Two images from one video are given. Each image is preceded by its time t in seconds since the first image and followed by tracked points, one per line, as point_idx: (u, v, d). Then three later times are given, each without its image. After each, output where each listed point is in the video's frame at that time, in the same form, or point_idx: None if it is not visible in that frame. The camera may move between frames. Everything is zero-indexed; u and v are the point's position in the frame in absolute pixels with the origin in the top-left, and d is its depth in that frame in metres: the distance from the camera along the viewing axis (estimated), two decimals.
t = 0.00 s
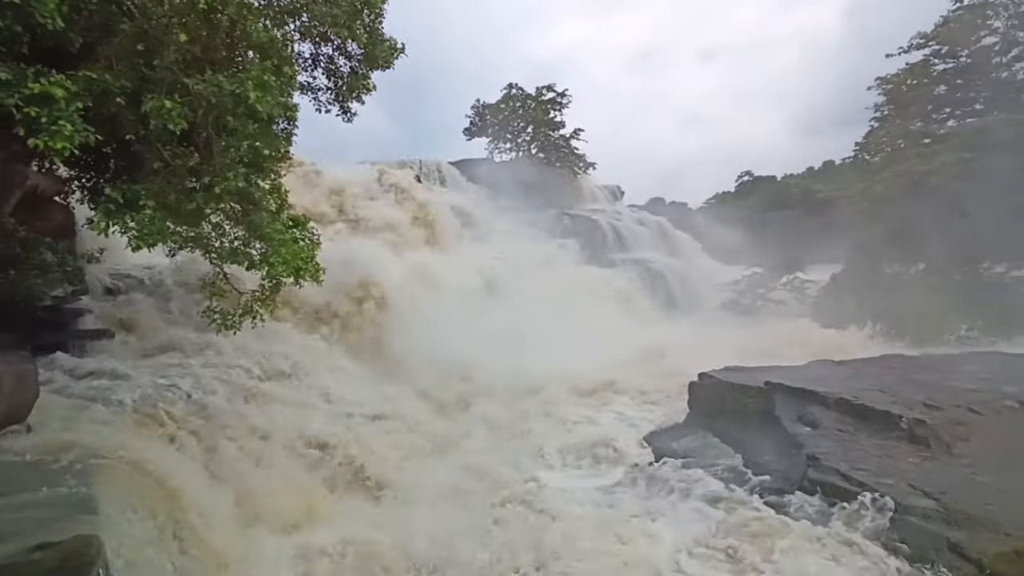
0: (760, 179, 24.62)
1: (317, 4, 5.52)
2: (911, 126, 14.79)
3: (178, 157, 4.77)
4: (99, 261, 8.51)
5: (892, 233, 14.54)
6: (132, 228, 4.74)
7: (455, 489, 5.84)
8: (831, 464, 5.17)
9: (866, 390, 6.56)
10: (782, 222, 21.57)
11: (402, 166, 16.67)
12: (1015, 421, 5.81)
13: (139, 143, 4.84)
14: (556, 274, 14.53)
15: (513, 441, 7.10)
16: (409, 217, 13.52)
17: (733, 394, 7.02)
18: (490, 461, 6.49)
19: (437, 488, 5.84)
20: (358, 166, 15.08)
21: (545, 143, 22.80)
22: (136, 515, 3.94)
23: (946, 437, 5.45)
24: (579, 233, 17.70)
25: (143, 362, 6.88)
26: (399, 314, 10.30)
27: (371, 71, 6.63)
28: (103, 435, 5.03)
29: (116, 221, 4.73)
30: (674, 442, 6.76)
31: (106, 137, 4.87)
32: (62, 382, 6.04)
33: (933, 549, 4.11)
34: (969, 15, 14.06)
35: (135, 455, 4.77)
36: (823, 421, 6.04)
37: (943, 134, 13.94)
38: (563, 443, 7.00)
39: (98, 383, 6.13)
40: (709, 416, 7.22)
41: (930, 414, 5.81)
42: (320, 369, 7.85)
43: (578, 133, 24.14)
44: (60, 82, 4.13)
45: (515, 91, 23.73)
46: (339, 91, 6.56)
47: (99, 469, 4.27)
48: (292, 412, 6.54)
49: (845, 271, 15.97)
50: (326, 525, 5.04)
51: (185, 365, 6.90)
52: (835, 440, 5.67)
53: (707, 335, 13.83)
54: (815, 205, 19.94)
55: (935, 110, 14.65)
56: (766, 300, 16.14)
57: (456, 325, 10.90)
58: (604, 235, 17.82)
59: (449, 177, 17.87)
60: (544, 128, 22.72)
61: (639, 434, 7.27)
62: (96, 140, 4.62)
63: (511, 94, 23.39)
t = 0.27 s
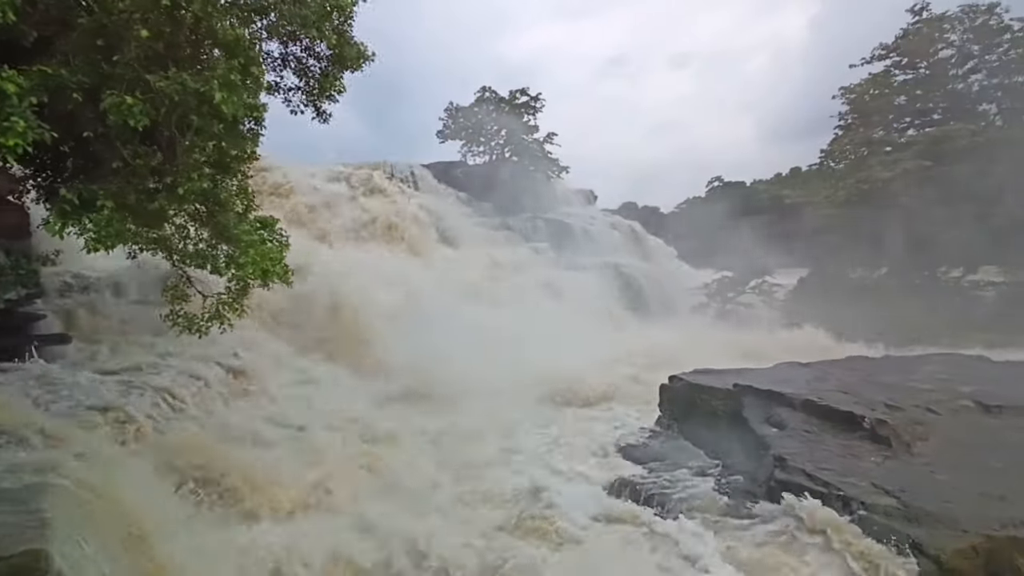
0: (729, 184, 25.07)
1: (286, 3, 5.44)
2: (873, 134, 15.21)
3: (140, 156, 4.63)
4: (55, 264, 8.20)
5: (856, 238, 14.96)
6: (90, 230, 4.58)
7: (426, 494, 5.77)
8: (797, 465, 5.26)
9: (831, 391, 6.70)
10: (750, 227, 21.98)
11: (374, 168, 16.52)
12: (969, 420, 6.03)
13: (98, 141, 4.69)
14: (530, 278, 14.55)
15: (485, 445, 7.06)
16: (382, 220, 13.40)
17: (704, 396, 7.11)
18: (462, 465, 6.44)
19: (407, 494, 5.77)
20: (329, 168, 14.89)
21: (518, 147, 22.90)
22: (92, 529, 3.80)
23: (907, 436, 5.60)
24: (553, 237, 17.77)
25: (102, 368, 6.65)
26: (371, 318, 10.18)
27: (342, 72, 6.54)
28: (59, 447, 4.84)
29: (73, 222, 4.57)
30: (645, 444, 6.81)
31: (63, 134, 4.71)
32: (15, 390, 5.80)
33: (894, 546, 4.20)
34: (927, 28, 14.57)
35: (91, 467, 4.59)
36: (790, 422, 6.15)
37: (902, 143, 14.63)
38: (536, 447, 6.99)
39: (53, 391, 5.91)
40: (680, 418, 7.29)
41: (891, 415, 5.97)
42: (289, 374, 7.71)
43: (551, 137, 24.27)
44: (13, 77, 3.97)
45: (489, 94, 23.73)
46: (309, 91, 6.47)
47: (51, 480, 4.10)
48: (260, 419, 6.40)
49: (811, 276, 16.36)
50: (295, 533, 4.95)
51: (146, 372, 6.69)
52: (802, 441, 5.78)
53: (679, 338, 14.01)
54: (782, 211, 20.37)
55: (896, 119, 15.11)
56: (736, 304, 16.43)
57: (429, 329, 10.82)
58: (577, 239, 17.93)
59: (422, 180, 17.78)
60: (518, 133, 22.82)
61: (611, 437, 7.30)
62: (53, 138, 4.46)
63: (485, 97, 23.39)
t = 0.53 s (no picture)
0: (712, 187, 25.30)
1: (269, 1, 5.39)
2: (854, 139, 15.38)
3: (119, 154, 4.56)
4: (29, 263, 8.02)
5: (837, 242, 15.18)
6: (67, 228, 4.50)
7: (410, 495, 5.74)
8: (778, 465, 5.30)
9: (811, 392, 6.78)
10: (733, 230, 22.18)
11: (358, 167, 16.41)
12: (944, 420, 6.16)
13: (76, 138, 4.61)
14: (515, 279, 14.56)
15: (470, 446, 7.05)
16: (366, 220, 13.31)
17: (687, 397, 7.16)
18: (446, 466, 6.42)
19: (391, 495, 5.73)
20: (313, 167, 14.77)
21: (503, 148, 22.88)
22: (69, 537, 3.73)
23: (884, 437, 5.69)
24: (538, 238, 17.79)
25: (79, 369, 6.52)
26: (355, 318, 10.11)
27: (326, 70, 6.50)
28: (34, 451, 4.74)
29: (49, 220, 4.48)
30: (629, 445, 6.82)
31: (39, 130, 4.62)
32: None
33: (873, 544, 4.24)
34: (906, 36, 14.80)
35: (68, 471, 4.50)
36: (771, 423, 6.21)
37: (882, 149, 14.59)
38: (520, 448, 6.99)
39: (27, 392, 5.78)
40: (663, 419, 7.33)
41: (870, 415, 6.06)
42: (271, 374, 7.63)
43: (536, 138, 24.29)
44: None
45: (474, 94, 23.67)
46: (293, 88, 6.41)
47: (23, 483, 4.00)
48: (242, 420, 6.33)
49: (793, 278, 16.56)
50: (279, 535, 4.92)
51: (124, 373, 6.57)
52: (782, 441, 5.84)
53: (662, 340, 14.10)
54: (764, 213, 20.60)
55: (875, 125, 15.37)
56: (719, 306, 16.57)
57: (413, 329, 10.78)
58: (562, 241, 17.98)
59: (407, 180, 17.70)
60: (503, 134, 22.83)
61: (594, 438, 7.33)
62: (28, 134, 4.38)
63: (470, 97, 23.32)
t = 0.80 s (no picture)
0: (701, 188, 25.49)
1: None
2: (841, 143, 15.57)
3: (104, 151, 4.51)
4: (12, 262, 7.92)
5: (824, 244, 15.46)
6: (49, 226, 4.44)
7: (398, 494, 5.73)
8: (765, 465, 5.35)
9: (797, 393, 6.84)
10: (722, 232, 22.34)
11: (348, 167, 16.35)
12: (928, 420, 6.25)
13: (60, 135, 4.55)
14: (504, 280, 14.55)
15: (458, 446, 7.04)
16: (355, 220, 13.27)
17: (675, 398, 7.20)
18: (434, 467, 6.41)
19: (379, 494, 5.71)
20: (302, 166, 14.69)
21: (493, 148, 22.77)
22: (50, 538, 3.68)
23: (869, 437, 5.76)
24: (527, 239, 17.81)
25: (61, 369, 6.44)
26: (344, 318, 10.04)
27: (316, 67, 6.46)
28: (14, 452, 4.67)
29: (30, 218, 4.42)
30: (618, 445, 6.85)
31: (22, 126, 4.55)
32: None
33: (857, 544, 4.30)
34: (892, 41, 14.98)
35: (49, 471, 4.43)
36: (758, 423, 6.26)
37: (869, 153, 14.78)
38: (509, 449, 6.99)
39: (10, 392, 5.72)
40: (652, 420, 7.38)
41: (855, 415, 6.13)
42: (258, 374, 7.57)
43: (526, 139, 24.32)
44: None
45: (464, 95, 23.66)
46: (282, 86, 6.36)
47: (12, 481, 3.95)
48: (228, 420, 6.28)
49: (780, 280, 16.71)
50: (265, 536, 4.88)
51: (108, 373, 6.49)
52: (769, 441, 5.89)
53: (652, 341, 14.18)
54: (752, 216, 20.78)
55: (861, 129, 15.60)
56: (708, 308, 16.67)
57: (402, 330, 10.74)
58: (552, 241, 18.03)
59: (397, 180, 17.66)
60: (493, 134, 22.80)
61: (583, 439, 7.35)
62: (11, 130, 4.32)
63: (460, 97, 23.31)
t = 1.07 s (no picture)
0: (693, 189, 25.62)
1: None
2: (833, 145, 15.84)
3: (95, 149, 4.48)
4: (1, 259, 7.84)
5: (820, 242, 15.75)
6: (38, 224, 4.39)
7: (391, 494, 5.72)
8: (757, 465, 5.38)
9: (790, 393, 6.88)
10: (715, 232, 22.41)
11: (342, 166, 16.31)
12: (918, 420, 6.30)
13: (51, 132, 4.51)
14: (498, 280, 14.54)
15: (451, 446, 7.03)
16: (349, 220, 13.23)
17: (668, 399, 7.23)
18: (427, 466, 6.40)
19: (372, 493, 5.70)
20: (296, 165, 14.65)
21: (488, 149, 22.75)
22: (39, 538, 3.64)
23: (860, 437, 5.79)
24: (522, 239, 17.83)
25: (52, 368, 6.37)
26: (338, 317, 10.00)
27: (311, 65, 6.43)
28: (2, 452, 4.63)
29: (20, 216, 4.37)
30: (611, 446, 6.87)
31: (12, 123, 4.51)
32: None
33: (848, 543, 4.32)
34: (883, 45, 15.12)
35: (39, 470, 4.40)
36: (750, 423, 6.29)
37: (861, 155, 15.00)
38: (503, 449, 6.99)
39: None
40: (645, 420, 7.40)
41: (846, 416, 6.18)
42: (251, 373, 7.54)
43: (521, 140, 24.34)
44: None
45: (459, 95, 23.66)
46: (276, 84, 6.33)
47: None
48: (220, 421, 6.25)
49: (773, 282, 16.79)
50: (256, 536, 4.85)
51: (98, 372, 6.44)
52: (761, 441, 5.92)
53: (645, 342, 14.21)
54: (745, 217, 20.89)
55: (855, 131, 15.80)
56: (702, 308, 16.69)
57: (396, 330, 10.72)
58: (546, 242, 18.05)
59: (391, 180, 17.62)
60: (487, 134, 22.72)
61: (576, 439, 7.36)
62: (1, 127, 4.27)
63: (455, 98, 23.31)
